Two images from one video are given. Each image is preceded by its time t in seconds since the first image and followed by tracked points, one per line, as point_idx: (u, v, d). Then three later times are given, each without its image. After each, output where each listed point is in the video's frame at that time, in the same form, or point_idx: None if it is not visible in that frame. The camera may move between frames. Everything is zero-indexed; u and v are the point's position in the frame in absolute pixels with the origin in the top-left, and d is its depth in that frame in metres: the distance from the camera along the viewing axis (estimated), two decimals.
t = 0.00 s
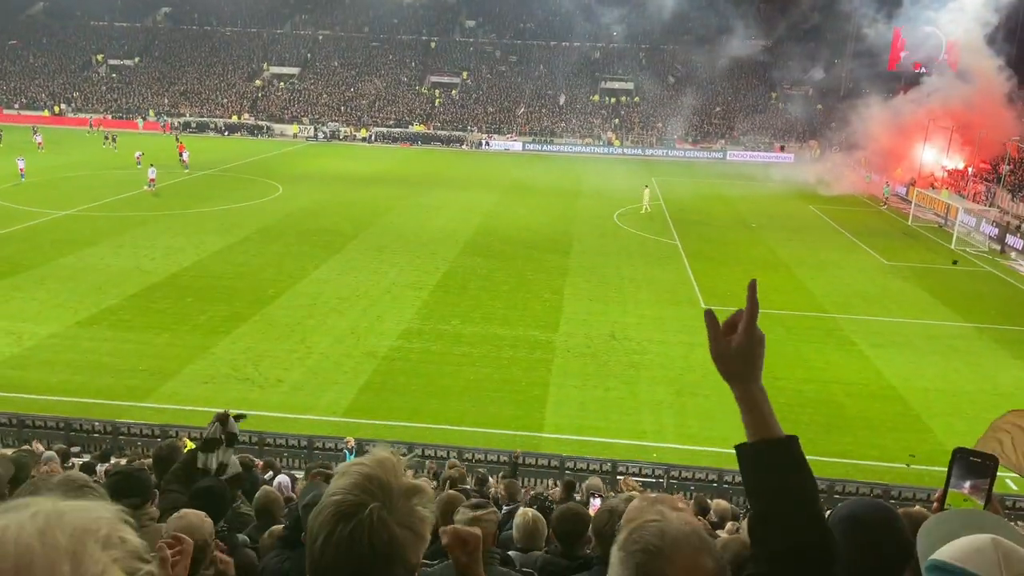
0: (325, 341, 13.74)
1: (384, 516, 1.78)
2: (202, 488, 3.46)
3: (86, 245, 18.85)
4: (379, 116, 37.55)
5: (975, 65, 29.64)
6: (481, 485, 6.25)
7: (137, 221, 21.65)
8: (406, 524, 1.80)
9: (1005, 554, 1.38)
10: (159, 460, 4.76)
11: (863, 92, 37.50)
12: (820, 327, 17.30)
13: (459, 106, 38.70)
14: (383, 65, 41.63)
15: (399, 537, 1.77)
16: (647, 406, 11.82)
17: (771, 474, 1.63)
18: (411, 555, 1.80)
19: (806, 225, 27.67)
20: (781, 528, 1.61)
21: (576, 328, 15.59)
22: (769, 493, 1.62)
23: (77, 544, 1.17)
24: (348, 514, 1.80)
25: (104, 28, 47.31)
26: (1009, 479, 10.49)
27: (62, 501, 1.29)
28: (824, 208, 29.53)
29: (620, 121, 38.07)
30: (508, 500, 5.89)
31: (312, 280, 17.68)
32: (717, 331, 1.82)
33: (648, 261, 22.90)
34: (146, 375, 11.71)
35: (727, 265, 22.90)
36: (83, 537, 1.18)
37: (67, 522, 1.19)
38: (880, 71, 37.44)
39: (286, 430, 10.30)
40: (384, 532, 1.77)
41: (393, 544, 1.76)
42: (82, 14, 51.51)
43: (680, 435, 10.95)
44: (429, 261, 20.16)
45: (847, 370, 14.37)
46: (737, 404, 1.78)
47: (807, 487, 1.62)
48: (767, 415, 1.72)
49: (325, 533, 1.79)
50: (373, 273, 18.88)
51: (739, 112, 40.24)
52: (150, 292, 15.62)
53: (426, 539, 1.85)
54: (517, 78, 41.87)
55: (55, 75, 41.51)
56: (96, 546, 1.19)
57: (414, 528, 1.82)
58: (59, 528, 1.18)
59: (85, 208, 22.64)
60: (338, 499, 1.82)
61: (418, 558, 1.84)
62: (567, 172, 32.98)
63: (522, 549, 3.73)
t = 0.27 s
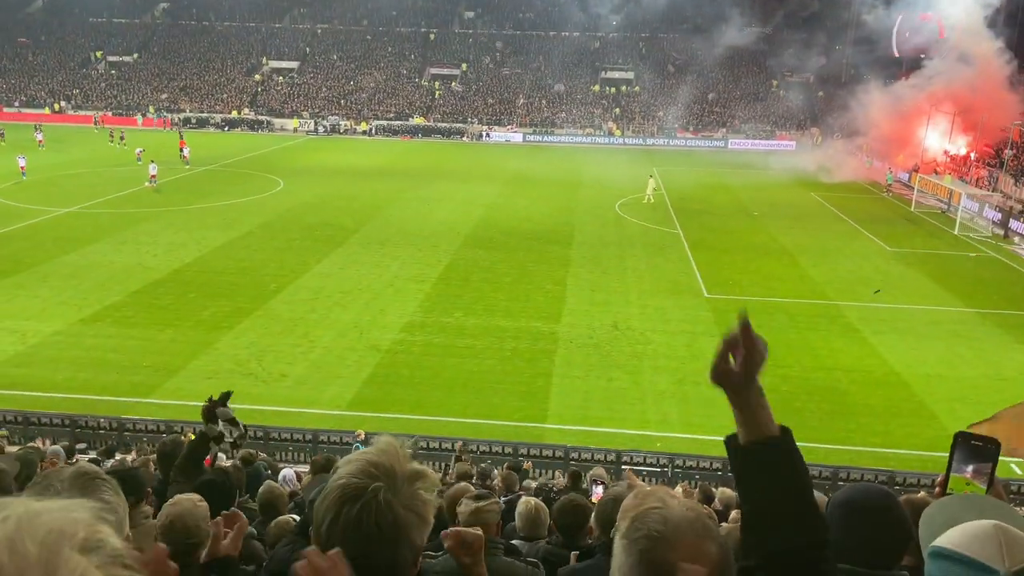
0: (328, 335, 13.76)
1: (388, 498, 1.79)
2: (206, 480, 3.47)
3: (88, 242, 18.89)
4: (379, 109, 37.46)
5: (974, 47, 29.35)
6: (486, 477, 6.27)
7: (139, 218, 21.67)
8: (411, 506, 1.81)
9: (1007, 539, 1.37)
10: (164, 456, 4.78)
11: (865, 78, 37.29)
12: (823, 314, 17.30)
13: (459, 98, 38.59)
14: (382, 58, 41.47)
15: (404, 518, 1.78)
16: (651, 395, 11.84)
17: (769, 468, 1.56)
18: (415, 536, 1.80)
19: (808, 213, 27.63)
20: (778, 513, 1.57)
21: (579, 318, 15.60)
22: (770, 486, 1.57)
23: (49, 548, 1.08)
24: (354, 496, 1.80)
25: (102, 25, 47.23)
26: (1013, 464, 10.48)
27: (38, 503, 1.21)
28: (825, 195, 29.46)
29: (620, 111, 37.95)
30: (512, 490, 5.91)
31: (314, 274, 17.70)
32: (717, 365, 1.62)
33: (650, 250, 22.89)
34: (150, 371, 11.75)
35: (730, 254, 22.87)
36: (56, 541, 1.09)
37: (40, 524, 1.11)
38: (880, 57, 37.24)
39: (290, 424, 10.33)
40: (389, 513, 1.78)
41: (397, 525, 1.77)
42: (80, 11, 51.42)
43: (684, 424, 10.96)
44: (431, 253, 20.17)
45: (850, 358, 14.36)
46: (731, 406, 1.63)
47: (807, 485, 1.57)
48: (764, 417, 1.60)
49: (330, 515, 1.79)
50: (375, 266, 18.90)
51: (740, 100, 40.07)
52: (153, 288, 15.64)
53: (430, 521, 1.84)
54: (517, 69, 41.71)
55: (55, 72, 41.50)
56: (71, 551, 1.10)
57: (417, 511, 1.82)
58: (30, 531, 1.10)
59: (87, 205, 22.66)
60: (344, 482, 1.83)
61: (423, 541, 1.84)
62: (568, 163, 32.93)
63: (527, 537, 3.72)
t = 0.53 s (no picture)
0: (331, 334, 13.78)
1: (388, 494, 1.80)
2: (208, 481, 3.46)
3: (91, 244, 18.91)
4: (379, 108, 37.42)
5: (973, 40, 29.28)
6: (490, 475, 6.29)
7: (140, 220, 21.69)
8: (410, 501, 1.82)
9: (998, 536, 1.37)
10: (167, 458, 4.79)
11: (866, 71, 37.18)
12: (826, 309, 17.29)
13: (459, 96, 38.51)
14: (382, 57, 41.40)
15: (404, 514, 1.79)
16: (654, 391, 11.84)
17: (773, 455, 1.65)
18: (415, 530, 1.80)
19: (810, 208, 27.58)
20: (779, 496, 1.65)
21: (581, 316, 15.60)
22: (769, 469, 1.66)
23: None
24: (353, 494, 1.81)
25: (102, 27, 47.23)
26: (1017, 457, 10.47)
27: None
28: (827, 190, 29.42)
29: (620, 108, 37.84)
30: (516, 489, 5.92)
31: (316, 274, 17.71)
32: (696, 365, 1.72)
33: (652, 247, 22.87)
34: (154, 372, 11.77)
35: (732, 250, 22.83)
36: None
37: None
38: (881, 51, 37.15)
39: (294, 424, 10.35)
40: (389, 510, 1.78)
41: (398, 521, 1.78)
42: (80, 13, 51.51)
43: (687, 420, 10.96)
44: (433, 252, 20.19)
45: (853, 352, 14.35)
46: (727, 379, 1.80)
47: (814, 471, 1.67)
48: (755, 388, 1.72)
49: (330, 515, 1.79)
50: (377, 266, 18.92)
51: (741, 95, 39.96)
52: (156, 289, 15.66)
53: (430, 514, 1.85)
54: (517, 66, 41.62)
55: (55, 75, 41.58)
56: None
57: (417, 505, 1.83)
58: None
59: (88, 207, 22.68)
60: (342, 481, 1.84)
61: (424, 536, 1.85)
62: (569, 160, 32.89)
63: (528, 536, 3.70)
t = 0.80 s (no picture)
0: (332, 338, 13.78)
1: (387, 498, 1.79)
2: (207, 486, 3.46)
3: (91, 251, 18.93)
4: (379, 112, 37.49)
5: (971, 39, 29.43)
6: (493, 478, 6.28)
7: (141, 226, 21.73)
8: (410, 503, 1.81)
9: (1010, 542, 1.33)
10: (169, 464, 4.79)
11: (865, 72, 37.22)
12: (828, 309, 17.28)
13: (459, 99, 38.55)
14: (381, 61, 41.48)
15: (404, 517, 1.78)
16: (655, 393, 11.83)
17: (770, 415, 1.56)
18: (416, 531, 1.79)
19: (810, 209, 27.61)
20: (779, 472, 1.53)
21: (582, 318, 15.60)
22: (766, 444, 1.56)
23: None
24: (352, 500, 1.80)
25: (102, 34, 47.37)
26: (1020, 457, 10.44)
27: None
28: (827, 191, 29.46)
29: (620, 110, 37.88)
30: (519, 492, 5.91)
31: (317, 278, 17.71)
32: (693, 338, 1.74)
33: (652, 249, 22.87)
34: (155, 378, 11.77)
35: (733, 251, 22.83)
36: None
37: None
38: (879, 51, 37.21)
39: (295, 430, 10.34)
40: (388, 514, 1.78)
41: (398, 524, 1.77)
42: (80, 20, 51.71)
43: (689, 421, 10.95)
44: (434, 255, 20.20)
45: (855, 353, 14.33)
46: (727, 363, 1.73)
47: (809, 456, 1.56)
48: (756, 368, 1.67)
49: (330, 522, 1.79)
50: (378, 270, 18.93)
51: (740, 96, 39.99)
52: (157, 295, 15.67)
53: (429, 515, 1.84)
54: (517, 69, 41.68)
55: (56, 82, 41.71)
56: None
57: (417, 507, 1.82)
58: None
59: (89, 214, 22.72)
60: (340, 488, 1.83)
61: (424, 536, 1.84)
62: (568, 163, 32.96)
63: (530, 539, 3.69)
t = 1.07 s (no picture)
0: (332, 352, 13.76)
1: (388, 510, 1.79)
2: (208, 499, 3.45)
3: (92, 266, 18.96)
4: (379, 126, 37.66)
5: (965, 49, 29.47)
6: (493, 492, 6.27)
7: (142, 240, 21.78)
8: (412, 518, 1.81)
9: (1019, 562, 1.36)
10: (168, 480, 4.78)
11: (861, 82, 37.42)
12: (828, 319, 17.29)
13: (458, 112, 38.73)
14: (380, 75, 41.72)
15: (405, 530, 1.78)
16: (656, 404, 11.80)
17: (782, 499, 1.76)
18: (416, 546, 1.80)
19: (809, 219, 27.66)
20: (793, 533, 1.75)
21: (582, 330, 15.60)
22: (776, 507, 1.77)
23: None
24: (352, 511, 1.80)
25: (103, 50, 47.69)
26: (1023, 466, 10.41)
27: None
28: (826, 200, 29.64)
29: (618, 121, 38.04)
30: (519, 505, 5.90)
31: (317, 292, 17.73)
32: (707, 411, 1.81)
33: (652, 260, 22.91)
34: (156, 393, 11.74)
35: (732, 262, 22.87)
36: None
37: None
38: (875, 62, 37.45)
39: (296, 444, 10.31)
40: (389, 526, 1.77)
41: (398, 537, 1.77)
42: (81, 36, 52.07)
43: (690, 433, 10.91)
44: (434, 269, 20.30)
45: (855, 363, 14.32)
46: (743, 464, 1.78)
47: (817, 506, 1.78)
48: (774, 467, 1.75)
49: (330, 532, 1.79)
50: (378, 283, 18.97)
51: (738, 106, 40.19)
52: (158, 310, 15.67)
53: (429, 531, 1.85)
54: (515, 83, 41.91)
55: (56, 98, 41.94)
56: None
57: (417, 522, 1.82)
58: None
59: (90, 229, 22.78)
60: (341, 499, 1.83)
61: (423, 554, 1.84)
62: (567, 175, 33.08)
63: (531, 551, 3.66)
